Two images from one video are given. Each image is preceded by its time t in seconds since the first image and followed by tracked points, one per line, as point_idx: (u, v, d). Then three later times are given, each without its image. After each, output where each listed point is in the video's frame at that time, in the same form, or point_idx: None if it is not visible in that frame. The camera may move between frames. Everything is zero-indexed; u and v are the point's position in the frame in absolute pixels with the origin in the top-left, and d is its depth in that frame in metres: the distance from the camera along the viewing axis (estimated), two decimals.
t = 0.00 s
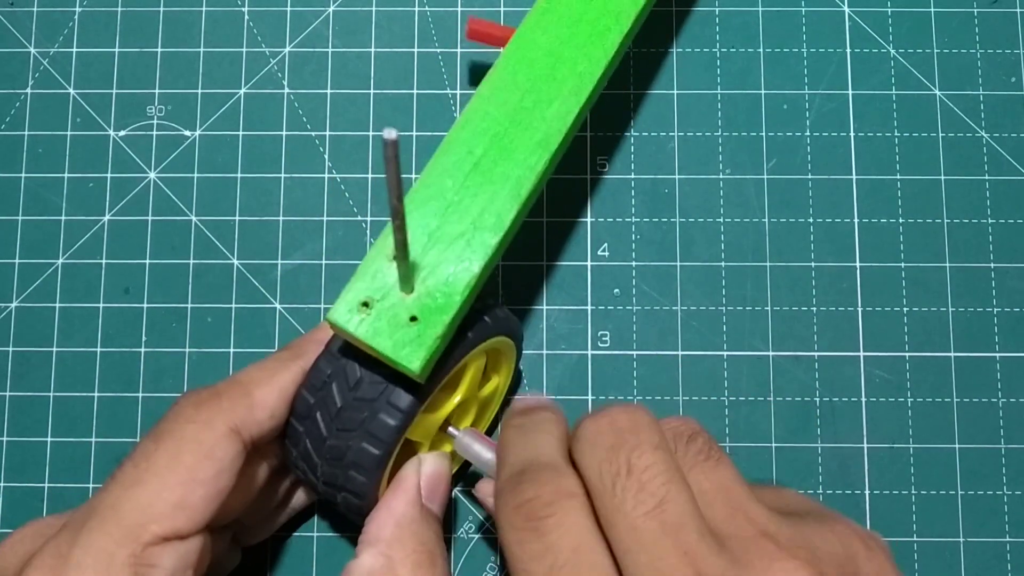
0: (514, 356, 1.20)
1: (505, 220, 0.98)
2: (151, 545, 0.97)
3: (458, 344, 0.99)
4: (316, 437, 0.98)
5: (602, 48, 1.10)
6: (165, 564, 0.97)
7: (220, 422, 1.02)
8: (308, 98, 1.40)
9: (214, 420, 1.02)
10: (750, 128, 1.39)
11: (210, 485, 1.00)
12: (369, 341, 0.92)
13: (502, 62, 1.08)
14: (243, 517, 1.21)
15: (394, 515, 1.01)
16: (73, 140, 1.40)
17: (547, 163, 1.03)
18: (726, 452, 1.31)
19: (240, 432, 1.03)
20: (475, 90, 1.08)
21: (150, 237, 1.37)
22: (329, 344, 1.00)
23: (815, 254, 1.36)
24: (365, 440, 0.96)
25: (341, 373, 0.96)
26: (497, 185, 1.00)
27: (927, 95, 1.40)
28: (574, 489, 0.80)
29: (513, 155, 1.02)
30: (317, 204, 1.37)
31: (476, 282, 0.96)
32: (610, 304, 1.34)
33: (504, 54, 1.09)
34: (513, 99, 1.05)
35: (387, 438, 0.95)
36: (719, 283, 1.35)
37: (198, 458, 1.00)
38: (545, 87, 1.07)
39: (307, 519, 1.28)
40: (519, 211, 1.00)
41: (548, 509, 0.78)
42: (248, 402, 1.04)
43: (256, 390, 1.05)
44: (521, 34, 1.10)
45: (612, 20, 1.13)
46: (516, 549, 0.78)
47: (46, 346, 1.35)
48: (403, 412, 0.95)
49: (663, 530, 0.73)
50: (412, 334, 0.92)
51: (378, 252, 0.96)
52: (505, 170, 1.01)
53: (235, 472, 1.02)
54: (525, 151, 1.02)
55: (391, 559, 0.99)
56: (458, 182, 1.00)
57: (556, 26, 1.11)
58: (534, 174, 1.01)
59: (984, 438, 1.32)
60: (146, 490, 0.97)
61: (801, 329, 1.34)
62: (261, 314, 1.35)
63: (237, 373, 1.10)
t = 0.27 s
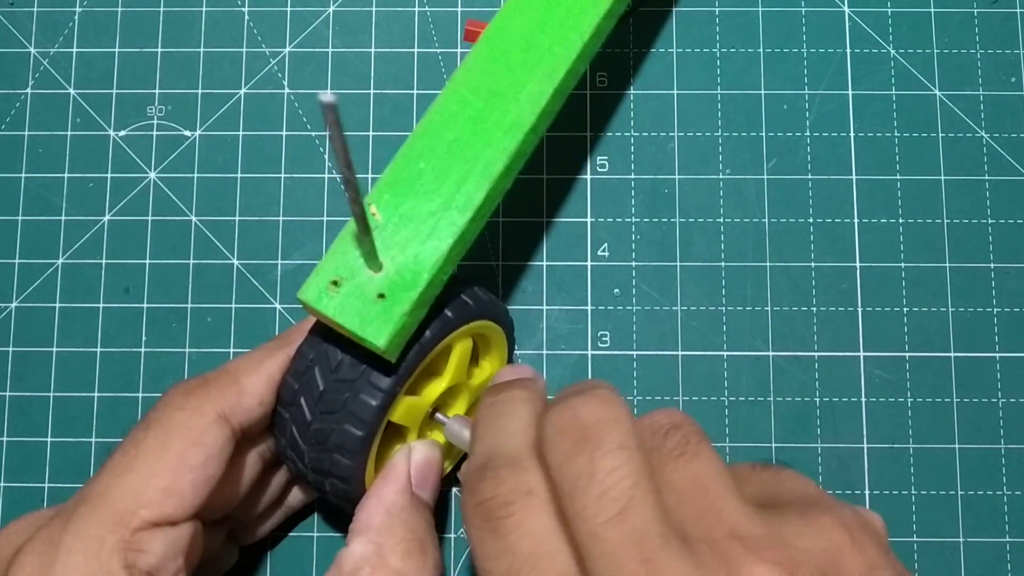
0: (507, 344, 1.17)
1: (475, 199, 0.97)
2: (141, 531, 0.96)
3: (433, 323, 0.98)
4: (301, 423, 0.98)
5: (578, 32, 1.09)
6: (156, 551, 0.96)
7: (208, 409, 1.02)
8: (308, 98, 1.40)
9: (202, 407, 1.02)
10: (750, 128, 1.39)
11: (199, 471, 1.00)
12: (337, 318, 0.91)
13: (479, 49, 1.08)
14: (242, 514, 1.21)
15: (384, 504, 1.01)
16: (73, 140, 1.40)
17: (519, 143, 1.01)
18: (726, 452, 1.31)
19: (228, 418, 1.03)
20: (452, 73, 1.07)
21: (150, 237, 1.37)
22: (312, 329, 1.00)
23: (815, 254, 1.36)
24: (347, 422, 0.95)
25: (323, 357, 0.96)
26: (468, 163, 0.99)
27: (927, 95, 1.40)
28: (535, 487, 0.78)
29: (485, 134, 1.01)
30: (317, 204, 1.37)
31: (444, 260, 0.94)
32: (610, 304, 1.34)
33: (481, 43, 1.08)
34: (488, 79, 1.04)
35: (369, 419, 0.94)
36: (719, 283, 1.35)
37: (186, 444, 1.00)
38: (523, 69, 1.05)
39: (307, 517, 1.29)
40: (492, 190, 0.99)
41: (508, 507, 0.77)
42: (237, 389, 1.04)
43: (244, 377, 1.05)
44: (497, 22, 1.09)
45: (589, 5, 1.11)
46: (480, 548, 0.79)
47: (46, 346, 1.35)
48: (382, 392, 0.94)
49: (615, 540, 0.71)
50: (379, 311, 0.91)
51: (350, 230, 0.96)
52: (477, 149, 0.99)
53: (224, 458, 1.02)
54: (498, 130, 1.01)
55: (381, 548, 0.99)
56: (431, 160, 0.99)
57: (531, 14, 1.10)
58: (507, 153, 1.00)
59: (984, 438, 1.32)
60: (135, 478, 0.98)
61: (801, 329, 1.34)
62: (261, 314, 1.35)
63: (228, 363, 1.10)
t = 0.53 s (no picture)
0: (502, 342, 1.17)
1: (471, 198, 0.97)
2: (146, 536, 0.96)
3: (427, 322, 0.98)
4: (298, 427, 0.98)
5: (574, 31, 1.11)
6: (161, 555, 0.96)
7: (208, 412, 1.02)
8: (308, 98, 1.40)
9: (202, 410, 1.03)
10: (750, 128, 1.39)
11: (202, 474, 1.00)
12: (332, 317, 0.91)
13: (476, 48, 1.08)
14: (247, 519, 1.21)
15: (384, 508, 1.01)
16: (73, 140, 1.40)
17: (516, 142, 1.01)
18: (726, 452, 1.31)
19: (228, 421, 1.03)
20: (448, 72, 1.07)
21: (150, 237, 1.37)
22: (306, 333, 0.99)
23: (815, 254, 1.36)
24: (343, 425, 0.95)
25: (317, 360, 0.96)
26: (465, 163, 0.99)
27: (927, 95, 1.40)
28: (511, 476, 0.82)
29: (482, 133, 1.01)
30: (317, 204, 1.37)
31: (441, 259, 0.94)
32: (610, 304, 1.34)
33: (477, 42, 1.08)
34: (484, 79, 1.04)
35: (365, 422, 0.94)
36: (719, 283, 1.35)
37: (187, 448, 1.00)
38: (517, 70, 1.06)
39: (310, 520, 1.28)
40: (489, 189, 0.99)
41: (489, 494, 0.82)
42: (236, 392, 1.04)
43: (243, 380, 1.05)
44: (493, 21, 1.10)
45: (583, 7, 1.13)
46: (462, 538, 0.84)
47: (46, 346, 1.35)
48: (377, 394, 0.94)
49: (564, 526, 0.72)
50: (375, 309, 0.91)
51: (345, 228, 0.96)
52: (474, 148, 1.00)
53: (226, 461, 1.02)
54: (494, 129, 1.01)
55: (381, 552, 0.99)
56: (426, 159, 0.99)
57: (527, 14, 1.11)
58: (503, 153, 1.00)
59: (984, 437, 1.32)
60: (137, 482, 0.98)
61: (801, 329, 1.34)
62: (261, 314, 1.35)
63: (225, 366, 1.10)
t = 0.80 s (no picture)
0: (512, 362, 1.18)
1: (501, 219, 0.98)
2: (151, 544, 0.97)
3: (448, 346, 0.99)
4: (304, 440, 0.99)
5: (597, 48, 1.10)
6: (166, 563, 0.97)
7: (215, 420, 1.02)
8: (308, 98, 1.40)
9: (209, 418, 1.02)
10: (750, 129, 1.39)
11: (208, 482, 1.00)
12: (363, 338, 0.92)
13: (499, 61, 1.08)
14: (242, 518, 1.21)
15: (389, 520, 1.04)
16: (73, 140, 1.40)
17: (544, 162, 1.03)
18: (726, 452, 1.31)
19: (236, 429, 1.03)
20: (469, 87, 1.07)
21: (150, 237, 1.37)
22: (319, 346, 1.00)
23: (815, 254, 1.36)
24: (352, 443, 0.95)
25: (328, 377, 0.96)
26: (494, 182, 1.00)
27: (927, 95, 1.40)
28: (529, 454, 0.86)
29: (509, 152, 1.02)
30: (317, 204, 1.37)
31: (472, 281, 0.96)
32: (610, 304, 1.34)
33: (501, 54, 1.08)
34: (508, 96, 1.05)
35: (372, 444, 0.95)
36: (719, 283, 1.35)
37: (194, 457, 1.00)
38: (542, 86, 1.06)
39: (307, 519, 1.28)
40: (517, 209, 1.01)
41: (506, 467, 0.85)
42: (244, 400, 1.04)
43: (251, 388, 1.05)
44: (516, 34, 1.10)
45: (611, 23, 1.12)
46: (472, 505, 0.84)
47: (46, 346, 1.35)
48: (388, 417, 0.94)
49: (595, 487, 0.79)
50: (407, 331, 0.93)
51: (373, 248, 0.97)
52: (501, 167, 1.01)
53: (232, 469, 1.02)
54: (521, 149, 1.02)
55: (389, 563, 1.01)
56: (453, 178, 1.00)
57: (553, 24, 1.10)
58: (531, 172, 1.01)
59: (984, 437, 1.32)
60: (144, 490, 0.98)
61: (800, 329, 1.34)
62: (261, 314, 1.35)
63: (231, 371, 1.10)
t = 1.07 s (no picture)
0: (509, 358, 1.18)
1: (497, 213, 0.99)
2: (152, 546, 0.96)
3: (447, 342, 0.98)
4: (304, 439, 0.99)
5: (595, 46, 1.11)
6: (167, 565, 0.97)
7: (215, 420, 1.02)
8: (308, 98, 1.40)
9: (209, 419, 1.02)
10: (750, 128, 1.39)
11: (209, 483, 1.00)
12: (361, 333, 0.92)
13: (496, 58, 1.09)
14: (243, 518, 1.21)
15: (392, 520, 1.03)
16: (73, 140, 1.40)
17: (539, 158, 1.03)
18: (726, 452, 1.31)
19: (236, 429, 1.03)
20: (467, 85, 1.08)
21: (150, 237, 1.37)
22: (319, 343, 1.00)
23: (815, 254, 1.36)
24: (352, 441, 0.95)
25: (327, 375, 0.97)
26: (490, 177, 1.01)
27: (927, 94, 1.40)
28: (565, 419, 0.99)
29: (506, 148, 1.02)
30: (317, 204, 1.37)
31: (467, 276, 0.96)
32: (610, 304, 1.34)
33: (498, 50, 1.09)
34: (506, 92, 1.06)
35: (372, 441, 0.95)
36: (719, 283, 1.35)
37: (195, 458, 1.00)
38: (539, 83, 1.07)
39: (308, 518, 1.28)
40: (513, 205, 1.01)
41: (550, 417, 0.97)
42: (243, 400, 1.04)
43: (251, 388, 1.05)
44: (513, 31, 1.11)
45: (607, 18, 1.13)
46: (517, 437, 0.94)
47: (46, 346, 1.35)
48: (387, 414, 0.94)
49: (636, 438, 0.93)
50: (405, 327, 0.92)
51: (371, 243, 0.97)
52: (498, 162, 1.02)
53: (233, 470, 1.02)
54: (518, 145, 1.03)
55: (391, 565, 1.01)
56: (449, 173, 1.00)
57: (551, 22, 1.11)
58: (528, 167, 1.02)
59: (984, 437, 1.32)
60: (145, 491, 0.98)
61: (801, 329, 1.34)
62: (261, 314, 1.35)
63: (232, 371, 1.10)
